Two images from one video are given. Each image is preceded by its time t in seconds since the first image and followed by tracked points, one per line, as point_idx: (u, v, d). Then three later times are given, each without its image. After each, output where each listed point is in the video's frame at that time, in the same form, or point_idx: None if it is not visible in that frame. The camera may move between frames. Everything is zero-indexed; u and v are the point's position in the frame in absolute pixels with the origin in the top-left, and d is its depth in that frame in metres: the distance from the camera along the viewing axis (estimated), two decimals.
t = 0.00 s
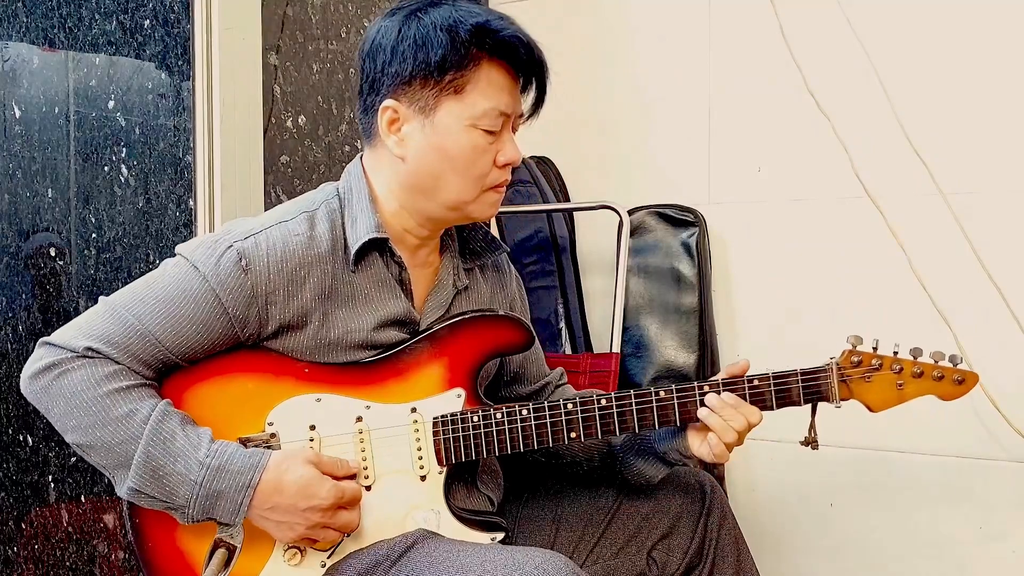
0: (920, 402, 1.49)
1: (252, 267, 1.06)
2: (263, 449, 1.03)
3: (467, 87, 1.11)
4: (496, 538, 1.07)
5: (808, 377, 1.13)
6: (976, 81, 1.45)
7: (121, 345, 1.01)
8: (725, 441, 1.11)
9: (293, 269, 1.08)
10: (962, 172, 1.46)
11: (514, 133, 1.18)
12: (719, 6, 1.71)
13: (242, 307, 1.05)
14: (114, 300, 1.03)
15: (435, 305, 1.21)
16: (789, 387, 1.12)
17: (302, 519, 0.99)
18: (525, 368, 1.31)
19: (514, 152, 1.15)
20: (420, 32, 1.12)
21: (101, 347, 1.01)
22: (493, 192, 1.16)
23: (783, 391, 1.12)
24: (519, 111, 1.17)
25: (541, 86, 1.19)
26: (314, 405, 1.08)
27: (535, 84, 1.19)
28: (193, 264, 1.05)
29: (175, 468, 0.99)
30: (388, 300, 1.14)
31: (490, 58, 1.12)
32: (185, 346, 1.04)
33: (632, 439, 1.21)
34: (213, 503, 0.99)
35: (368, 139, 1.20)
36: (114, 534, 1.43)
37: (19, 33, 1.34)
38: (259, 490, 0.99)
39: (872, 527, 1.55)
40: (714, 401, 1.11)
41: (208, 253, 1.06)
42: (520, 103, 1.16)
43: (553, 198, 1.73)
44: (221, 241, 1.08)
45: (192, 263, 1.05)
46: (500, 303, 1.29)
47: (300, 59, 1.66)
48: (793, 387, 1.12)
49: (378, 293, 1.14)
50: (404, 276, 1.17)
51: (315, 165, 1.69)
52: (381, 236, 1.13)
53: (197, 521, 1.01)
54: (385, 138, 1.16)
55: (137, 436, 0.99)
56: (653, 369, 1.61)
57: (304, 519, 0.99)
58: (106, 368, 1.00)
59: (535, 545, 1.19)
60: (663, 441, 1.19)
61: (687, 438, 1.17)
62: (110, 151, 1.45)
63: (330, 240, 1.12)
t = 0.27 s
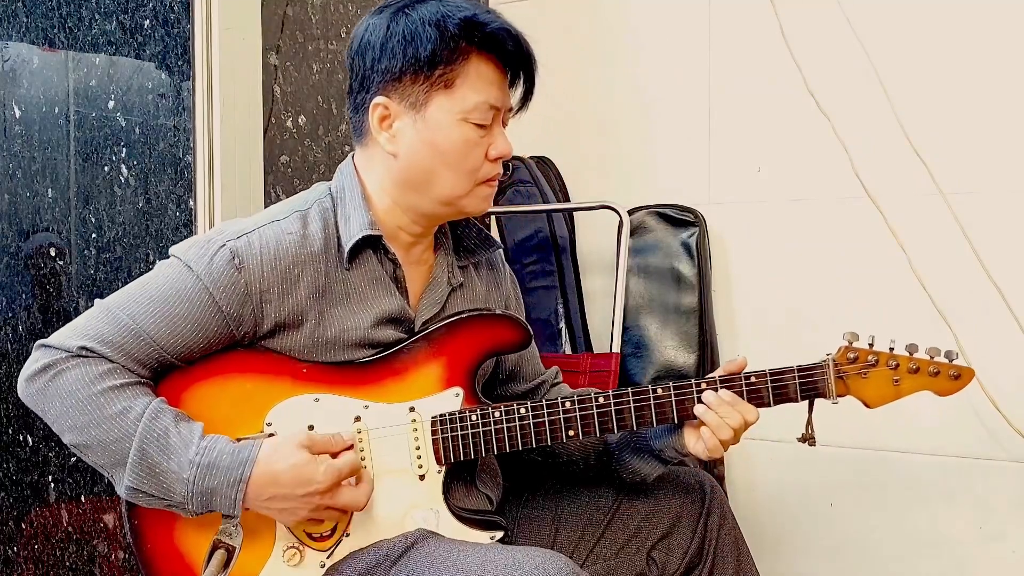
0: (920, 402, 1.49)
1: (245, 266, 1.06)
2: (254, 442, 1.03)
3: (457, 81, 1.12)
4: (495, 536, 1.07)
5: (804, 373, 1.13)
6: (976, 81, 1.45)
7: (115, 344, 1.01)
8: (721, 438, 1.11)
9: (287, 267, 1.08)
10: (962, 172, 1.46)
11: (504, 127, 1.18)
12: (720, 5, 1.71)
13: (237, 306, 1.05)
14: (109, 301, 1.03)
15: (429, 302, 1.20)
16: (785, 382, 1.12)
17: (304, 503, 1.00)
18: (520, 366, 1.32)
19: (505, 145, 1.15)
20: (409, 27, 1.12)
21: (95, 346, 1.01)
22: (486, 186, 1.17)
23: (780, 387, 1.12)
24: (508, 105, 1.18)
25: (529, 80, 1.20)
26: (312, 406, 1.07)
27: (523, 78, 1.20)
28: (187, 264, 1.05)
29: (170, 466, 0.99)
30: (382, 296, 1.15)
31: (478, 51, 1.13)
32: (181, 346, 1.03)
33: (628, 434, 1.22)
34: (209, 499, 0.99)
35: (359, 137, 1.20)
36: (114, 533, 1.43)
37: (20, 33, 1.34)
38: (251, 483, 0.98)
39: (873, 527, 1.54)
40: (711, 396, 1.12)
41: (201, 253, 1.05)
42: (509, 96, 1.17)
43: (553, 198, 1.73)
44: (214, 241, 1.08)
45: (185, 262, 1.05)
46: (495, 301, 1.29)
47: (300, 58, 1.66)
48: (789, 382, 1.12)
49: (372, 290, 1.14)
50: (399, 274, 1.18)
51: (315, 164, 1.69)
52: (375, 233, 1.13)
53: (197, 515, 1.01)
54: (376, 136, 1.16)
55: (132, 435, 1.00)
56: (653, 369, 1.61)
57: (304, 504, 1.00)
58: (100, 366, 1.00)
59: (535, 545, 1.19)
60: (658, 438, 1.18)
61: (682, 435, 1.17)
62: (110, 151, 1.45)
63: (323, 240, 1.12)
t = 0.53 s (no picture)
0: (920, 402, 1.49)
1: (242, 266, 1.06)
2: (258, 443, 1.03)
3: (451, 78, 1.12)
4: (494, 536, 1.07)
5: (802, 370, 1.12)
6: (976, 81, 1.45)
7: (114, 346, 1.01)
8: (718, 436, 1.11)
9: (284, 268, 1.09)
10: (962, 172, 1.46)
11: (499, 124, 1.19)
12: (720, 6, 1.71)
13: (234, 306, 1.05)
14: (106, 304, 1.03)
15: (426, 302, 1.20)
16: (783, 380, 1.12)
17: (303, 511, 0.99)
18: (517, 365, 1.32)
19: (500, 142, 1.16)
20: (402, 26, 1.13)
21: (94, 349, 1.01)
22: (482, 183, 1.17)
23: (777, 384, 1.12)
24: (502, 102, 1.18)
25: (522, 77, 1.21)
26: (309, 406, 1.07)
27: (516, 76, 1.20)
28: (184, 265, 1.05)
29: (174, 464, 0.99)
30: (379, 296, 1.15)
31: (471, 48, 1.13)
32: (179, 347, 1.03)
33: (624, 439, 1.22)
34: (212, 498, 0.99)
35: (354, 137, 1.20)
36: (114, 533, 1.43)
37: (19, 33, 1.34)
38: (258, 481, 0.99)
39: (873, 527, 1.54)
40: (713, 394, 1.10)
41: (198, 254, 1.05)
42: (502, 93, 1.17)
43: (553, 198, 1.73)
44: (211, 242, 1.08)
45: (182, 264, 1.05)
46: (492, 300, 1.29)
47: (300, 58, 1.66)
48: (786, 380, 1.12)
49: (370, 290, 1.14)
50: (396, 274, 1.17)
51: (315, 164, 1.69)
52: (371, 232, 1.13)
53: (196, 517, 1.01)
54: (371, 135, 1.16)
55: (133, 435, 0.99)
56: (653, 369, 1.61)
57: (305, 508, 0.99)
58: (99, 368, 1.00)
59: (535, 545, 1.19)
60: (657, 435, 1.19)
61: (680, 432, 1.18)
62: (110, 151, 1.45)
63: (320, 239, 1.12)
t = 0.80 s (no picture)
0: (920, 402, 1.49)
1: (244, 266, 1.06)
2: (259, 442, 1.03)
3: (452, 76, 1.12)
4: (495, 536, 1.07)
5: (804, 372, 1.12)
6: (976, 81, 1.45)
7: (116, 346, 1.01)
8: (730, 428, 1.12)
9: (286, 267, 1.08)
10: (962, 171, 1.46)
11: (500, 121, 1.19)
12: (720, 6, 1.71)
13: (237, 306, 1.05)
14: (108, 303, 1.03)
15: (428, 301, 1.21)
16: (785, 381, 1.12)
17: (303, 509, 0.99)
18: (519, 365, 1.32)
19: (502, 138, 1.16)
20: (402, 25, 1.13)
21: (96, 348, 1.01)
22: (485, 180, 1.17)
23: (779, 386, 1.12)
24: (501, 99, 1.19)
25: (522, 74, 1.21)
26: (311, 406, 1.07)
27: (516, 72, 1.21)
28: (186, 265, 1.05)
29: (175, 464, 0.99)
30: (380, 296, 1.15)
31: (470, 45, 1.14)
32: (181, 347, 1.03)
33: (638, 437, 1.23)
34: (213, 497, 0.99)
35: (355, 137, 1.20)
36: (114, 533, 1.44)
37: (19, 33, 1.34)
38: (258, 480, 0.99)
39: (873, 527, 1.54)
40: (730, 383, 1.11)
41: (200, 253, 1.05)
42: (502, 89, 1.18)
43: (553, 198, 1.73)
44: (213, 241, 1.07)
45: (184, 263, 1.05)
46: (493, 299, 1.29)
47: (300, 58, 1.66)
48: (788, 382, 1.12)
49: (372, 290, 1.15)
50: (398, 273, 1.18)
51: (315, 164, 1.69)
52: (373, 232, 1.13)
53: (198, 517, 1.01)
54: (373, 135, 1.16)
55: (135, 434, 0.99)
56: (653, 369, 1.61)
57: (306, 508, 0.99)
58: (101, 368, 1.00)
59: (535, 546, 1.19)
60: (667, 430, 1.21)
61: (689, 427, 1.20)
62: (110, 151, 1.45)
63: (321, 239, 1.12)
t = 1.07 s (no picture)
0: (920, 402, 1.49)
1: (248, 266, 1.06)
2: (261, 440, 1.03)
3: (463, 81, 1.12)
4: (495, 537, 1.07)
5: (805, 376, 1.13)
6: (976, 81, 1.45)
7: (120, 343, 1.01)
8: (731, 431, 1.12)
9: (290, 267, 1.08)
10: (962, 171, 1.46)
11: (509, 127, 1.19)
12: (720, 5, 1.71)
13: (240, 305, 1.05)
14: (112, 301, 1.04)
15: (429, 304, 1.20)
16: (787, 385, 1.12)
17: (305, 508, 0.99)
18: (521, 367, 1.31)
19: (510, 145, 1.16)
20: (414, 28, 1.13)
21: (100, 345, 1.01)
22: (491, 186, 1.17)
23: (780, 390, 1.12)
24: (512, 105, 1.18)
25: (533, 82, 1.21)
26: (312, 405, 1.07)
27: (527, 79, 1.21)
28: (190, 263, 1.05)
29: (177, 461, 0.99)
30: (384, 298, 1.15)
31: (483, 51, 1.14)
32: (184, 345, 1.04)
33: (638, 438, 1.22)
34: (215, 495, 0.99)
35: (362, 137, 1.20)
36: (114, 533, 1.44)
37: (19, 33, 1.33)
38: (260, 478, 0.99)
39: (873, 527, 1.54)
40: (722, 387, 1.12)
41: (204, 252, 1.05)
42: (513, 95, 1.18)
43: (553, 198, 1.74)
44: (218, 240, 1.08)
45: (188, 261, 1.05)
46: (495, 301, 1.29)
47: (300, 59, 1.66)
48: (790, 385, 1.12)
49: (375, 291, 1.15)
50: (401, 275, 1.18)
51: (315, 164, 1.69)
52: (377, 234, 1.13)
53: (199, 515, 1.01)
54: (382, 136, 1.16)
55: (138, 432, 1.00)
56: (653, 369, 1.61)
57: (308, 508, 0.99)
58: (105, 365, 1.00)
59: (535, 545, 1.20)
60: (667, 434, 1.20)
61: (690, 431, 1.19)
62: (111, 151, 1.45)
63: (326, 239, 1.12)
